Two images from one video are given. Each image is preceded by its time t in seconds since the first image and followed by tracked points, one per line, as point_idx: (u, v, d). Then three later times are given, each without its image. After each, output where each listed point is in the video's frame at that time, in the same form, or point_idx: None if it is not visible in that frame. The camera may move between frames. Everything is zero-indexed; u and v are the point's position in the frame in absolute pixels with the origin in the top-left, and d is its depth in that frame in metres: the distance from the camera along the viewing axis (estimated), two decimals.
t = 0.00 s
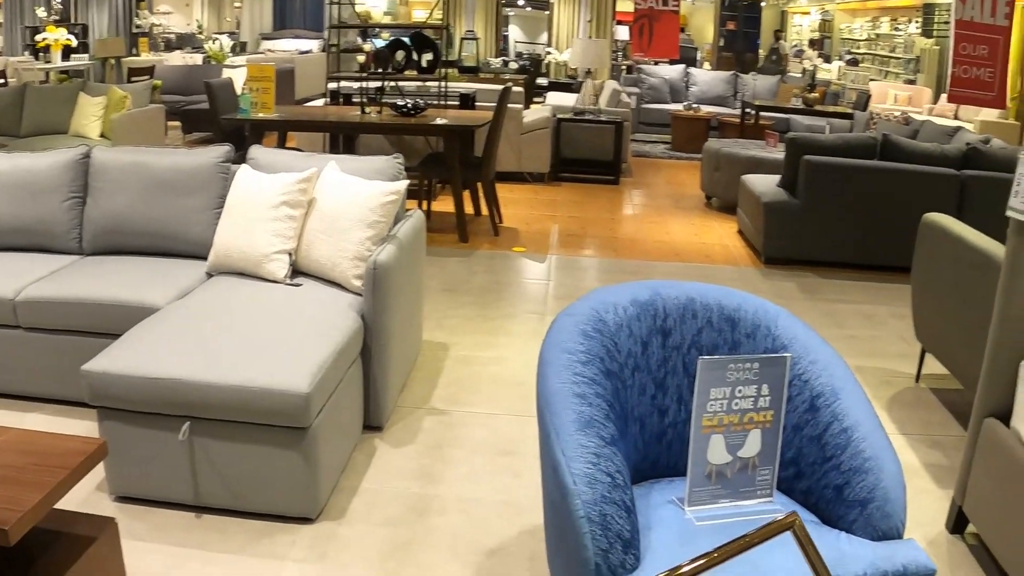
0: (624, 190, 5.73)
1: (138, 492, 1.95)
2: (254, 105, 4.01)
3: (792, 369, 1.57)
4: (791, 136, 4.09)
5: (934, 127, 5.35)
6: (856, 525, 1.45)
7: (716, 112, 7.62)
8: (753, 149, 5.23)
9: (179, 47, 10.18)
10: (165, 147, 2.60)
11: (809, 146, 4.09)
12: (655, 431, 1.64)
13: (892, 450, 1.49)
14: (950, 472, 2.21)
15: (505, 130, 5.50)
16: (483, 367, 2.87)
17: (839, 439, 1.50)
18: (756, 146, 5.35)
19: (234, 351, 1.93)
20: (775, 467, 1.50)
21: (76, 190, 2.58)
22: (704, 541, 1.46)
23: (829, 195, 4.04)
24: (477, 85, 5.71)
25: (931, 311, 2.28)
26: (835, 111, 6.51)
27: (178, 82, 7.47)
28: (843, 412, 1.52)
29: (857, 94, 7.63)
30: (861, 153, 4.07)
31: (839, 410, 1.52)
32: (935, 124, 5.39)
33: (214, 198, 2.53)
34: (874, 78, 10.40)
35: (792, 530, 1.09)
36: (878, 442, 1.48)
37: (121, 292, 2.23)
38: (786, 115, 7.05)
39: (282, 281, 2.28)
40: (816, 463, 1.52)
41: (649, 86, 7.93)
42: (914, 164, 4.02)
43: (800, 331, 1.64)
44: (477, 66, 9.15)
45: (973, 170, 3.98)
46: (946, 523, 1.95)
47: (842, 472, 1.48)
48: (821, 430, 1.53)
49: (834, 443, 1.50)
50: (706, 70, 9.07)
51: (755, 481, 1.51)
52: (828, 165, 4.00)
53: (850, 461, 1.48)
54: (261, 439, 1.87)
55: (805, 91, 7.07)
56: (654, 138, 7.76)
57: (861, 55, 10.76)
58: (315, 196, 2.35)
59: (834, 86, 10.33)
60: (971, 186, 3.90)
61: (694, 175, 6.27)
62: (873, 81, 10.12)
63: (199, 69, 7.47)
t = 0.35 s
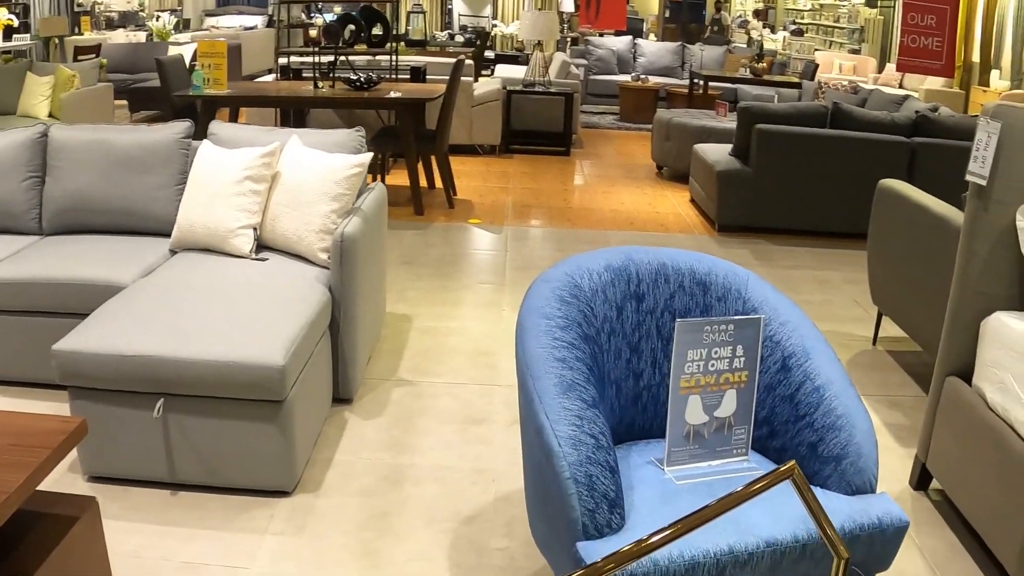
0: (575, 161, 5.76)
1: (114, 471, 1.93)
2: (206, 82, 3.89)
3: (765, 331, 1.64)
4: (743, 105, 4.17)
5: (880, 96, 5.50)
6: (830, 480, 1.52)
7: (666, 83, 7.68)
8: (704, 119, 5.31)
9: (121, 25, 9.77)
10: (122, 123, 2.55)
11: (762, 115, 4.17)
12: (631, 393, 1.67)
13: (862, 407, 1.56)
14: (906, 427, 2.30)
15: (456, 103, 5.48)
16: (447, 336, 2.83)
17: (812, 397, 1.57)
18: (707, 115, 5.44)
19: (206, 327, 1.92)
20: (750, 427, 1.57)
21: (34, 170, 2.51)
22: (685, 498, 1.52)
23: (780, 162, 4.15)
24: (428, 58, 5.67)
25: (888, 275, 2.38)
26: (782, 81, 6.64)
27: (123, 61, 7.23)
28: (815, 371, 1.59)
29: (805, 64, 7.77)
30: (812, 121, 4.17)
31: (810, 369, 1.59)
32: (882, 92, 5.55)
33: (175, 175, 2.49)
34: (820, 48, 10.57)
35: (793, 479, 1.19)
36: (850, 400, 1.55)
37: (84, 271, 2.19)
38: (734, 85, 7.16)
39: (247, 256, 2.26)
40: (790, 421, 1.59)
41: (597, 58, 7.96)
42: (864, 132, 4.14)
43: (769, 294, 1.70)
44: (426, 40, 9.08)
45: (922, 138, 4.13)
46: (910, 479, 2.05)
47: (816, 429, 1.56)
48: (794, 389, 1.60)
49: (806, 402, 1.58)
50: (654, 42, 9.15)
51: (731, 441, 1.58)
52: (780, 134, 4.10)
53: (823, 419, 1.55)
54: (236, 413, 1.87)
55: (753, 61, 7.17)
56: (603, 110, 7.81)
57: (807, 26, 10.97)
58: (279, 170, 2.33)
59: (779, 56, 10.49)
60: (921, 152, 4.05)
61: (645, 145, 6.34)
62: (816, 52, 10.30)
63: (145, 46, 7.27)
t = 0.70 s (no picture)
0: (521, 129, 5.79)
1: (77, 446, 1.92)
2: (152, 56, 3.78)
3: (724, 285, 1.69)
4: (688, 70, 4.23)
5: (824, 59, 5.65)
6: (792, 429, 1.61)
7: (610, 50, 7.73)
8: (649, 84, 5.38)
9: (56, 2, 9.41)
10: (69, 98, 2.50)
11: (707, 79, 4.24)
12: (592, 349, 1.72)
13: (820, 357, 1.64)
14: (852, 379, 2.40)
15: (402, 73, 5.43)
16: (403, 302, 2.85)
17: (771, 348, 1.64)
18: (653, 81, 5.51)
19: (166, 297, 1.91)
20: (711, 378, 1.64)
21: None
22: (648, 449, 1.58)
23: (727, 125, 4.23)
24: (371, 28, 5.61)
25: (837, 233, 2.47)
26: (725, 47, 6.75)
27: (63, 37, 6.99)
28: (773, 323, 1.65)
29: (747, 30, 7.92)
30: (756, 85, 4.27)
31: (769, 321, 1.66)
32: (827, 56, 5.68)
33: (126, 148, 2.45)
34: (761, 14, 10.73)
35: (763, 416, 1.41)
36: (808, 349, 1.63)
37: (37, 246, 2.15)
38: (677, 51, 7.25)
39: (202, 227, 2.24)
40: (750, 372, 1.66)
41: (541, 26, 7.96)
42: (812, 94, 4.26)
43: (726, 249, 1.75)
44: (368, 10, 8.95)
45: (867, 99, 4.28)
46: (865, 430, 2.13)
47: (776, 379, 1.63)
48: (752, 341, 1.66)
49: (766, 353, 1.64)
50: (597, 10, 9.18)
51: (693, 394, 1.65)
52: (726, 98, 4.19)
53: (783, 369, 1.62)
54: (197, 381, 1.87)
55: (696, 28, 7.28)
56: (547, 77, 7.83)
57: None
58: (232, 140, 2.31)
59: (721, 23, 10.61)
60: (868, 114, 4.22)
61: (591, 112, 6.39)
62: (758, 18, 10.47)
63: (84, 23, 7.00)
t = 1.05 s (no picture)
0: (463, 93, 5.77)
1: (25, 421, 1.91)
2: (89, 30, 3.67)
3: (666, 237, 1.71)
4: (630, 30, 4.25)
5: (764, 17, 5.73)
6: (737, 375, 1.67)
7: (551, 13, 7.72)
8: (591, 45, 5.40)
9: None
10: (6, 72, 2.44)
11: (650, 39, 4.26)
12: (538, 304, 1.75)
13: (763, 305, 1.69)
14: (791, 327, 2.47)
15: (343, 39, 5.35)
16: (349, 266, 2.84)
17: (714, 298, 1.69)
18: (595, 41, 5.52)
19: (110, 266, 1.90)
20: (655, 328, 1.69)
21: None
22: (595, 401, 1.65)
23: (669, 84, 4.27)
24: None
25: (780, 184, 2.52)
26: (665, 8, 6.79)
27: None
28: (715, 273, 1.70)
29: None
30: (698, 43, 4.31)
31: (711, 271, 1.70)
32: (766, 14, 5.74)
33: (68, 121, 2.38)
34: None
35: (704, 355, 1.41)
36: (751, 298, 1.68)
37: None
38: (618, 13, 7.27)
39: (146, 198, 2.20)
40: (694, 322, 1.71)
41: None
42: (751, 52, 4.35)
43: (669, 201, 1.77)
44: None
45: (807, 56, 4.39)
46: (811, 379, 2.18)
47: (720, 328, 1.68)
48: (696, 291, 1.71)
49: (709, 303, 1.69)
50: None
51: (639, 344, 1.70)
52: (666, 57, 4.21)
53: (726, 318, 1.67)
54: (144, 350, 1.87)
55: None
56: (489, 41, 7.79)
57: None
58: (173, 109, 2.27)
59: None
60: (808, 70, 4.31)
61: (533, 75, 6.39)
62: None
63: None
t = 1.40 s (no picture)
0: (408, 59, 5.84)
1: None
2: (27, 6, 3.67)
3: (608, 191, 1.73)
4: None
5: None
6: (683, 325, 1.69)
7: None
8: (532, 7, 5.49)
9: None
10: None
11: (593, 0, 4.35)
12: (482, 261, 1.78)
13: (706, 255, 1.71)
14: (733, 280, 2.51)
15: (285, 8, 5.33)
16: (295, 231, 2.84)
17: (658, 250, 1.70)
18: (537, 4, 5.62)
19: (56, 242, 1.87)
20: (600, 283, 1.71)
21: None
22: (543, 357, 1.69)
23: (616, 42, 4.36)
24: None
25: (724, 143, 2.56)
26: None
27: None
28: (657, 225, 1.72)
29: None
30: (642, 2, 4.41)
31: (654, 224, 1.72)
32: None
33: (7, 98, 2.35)
34: None
35: (644, 302, 1.42)
36: (694, 249, 1.70)
37: None
38: None
39: (89, 171, 2.18)
40: (638, 274, 1.72)
41: None
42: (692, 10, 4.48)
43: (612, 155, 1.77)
44: None
45: (748, 14, 4.59)
46: (759, 330, 2.27)
47: (665, 280, 1.70)
48: (639, 244, 1.72)
49: (653, 255, 1.71)
50: None
51: (583, 298, 1.72)
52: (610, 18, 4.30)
53: (670, 269, 1.69)
54: (90, 323, 1.85)
55: None
56: (430, 8, 7.84)
57: None
58: (113, 81, 2.24)
59: None
60: (748, 27, 4.51)
61: (477, 40, 6.48)
62: None
63: None
